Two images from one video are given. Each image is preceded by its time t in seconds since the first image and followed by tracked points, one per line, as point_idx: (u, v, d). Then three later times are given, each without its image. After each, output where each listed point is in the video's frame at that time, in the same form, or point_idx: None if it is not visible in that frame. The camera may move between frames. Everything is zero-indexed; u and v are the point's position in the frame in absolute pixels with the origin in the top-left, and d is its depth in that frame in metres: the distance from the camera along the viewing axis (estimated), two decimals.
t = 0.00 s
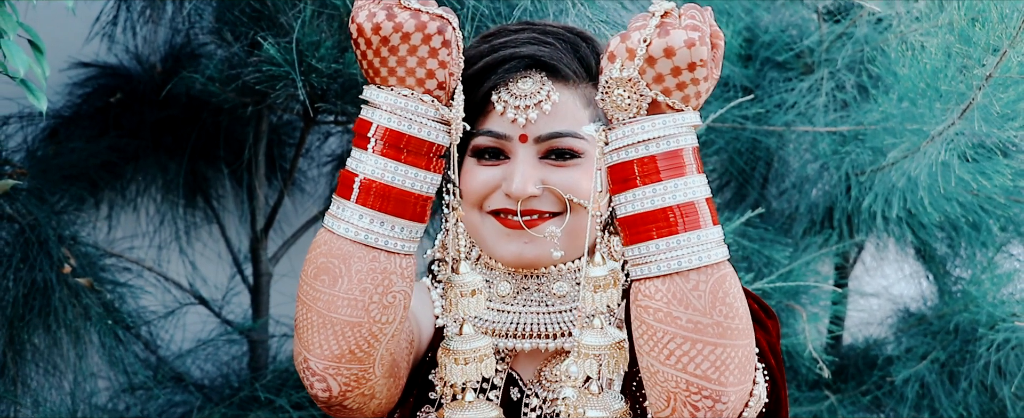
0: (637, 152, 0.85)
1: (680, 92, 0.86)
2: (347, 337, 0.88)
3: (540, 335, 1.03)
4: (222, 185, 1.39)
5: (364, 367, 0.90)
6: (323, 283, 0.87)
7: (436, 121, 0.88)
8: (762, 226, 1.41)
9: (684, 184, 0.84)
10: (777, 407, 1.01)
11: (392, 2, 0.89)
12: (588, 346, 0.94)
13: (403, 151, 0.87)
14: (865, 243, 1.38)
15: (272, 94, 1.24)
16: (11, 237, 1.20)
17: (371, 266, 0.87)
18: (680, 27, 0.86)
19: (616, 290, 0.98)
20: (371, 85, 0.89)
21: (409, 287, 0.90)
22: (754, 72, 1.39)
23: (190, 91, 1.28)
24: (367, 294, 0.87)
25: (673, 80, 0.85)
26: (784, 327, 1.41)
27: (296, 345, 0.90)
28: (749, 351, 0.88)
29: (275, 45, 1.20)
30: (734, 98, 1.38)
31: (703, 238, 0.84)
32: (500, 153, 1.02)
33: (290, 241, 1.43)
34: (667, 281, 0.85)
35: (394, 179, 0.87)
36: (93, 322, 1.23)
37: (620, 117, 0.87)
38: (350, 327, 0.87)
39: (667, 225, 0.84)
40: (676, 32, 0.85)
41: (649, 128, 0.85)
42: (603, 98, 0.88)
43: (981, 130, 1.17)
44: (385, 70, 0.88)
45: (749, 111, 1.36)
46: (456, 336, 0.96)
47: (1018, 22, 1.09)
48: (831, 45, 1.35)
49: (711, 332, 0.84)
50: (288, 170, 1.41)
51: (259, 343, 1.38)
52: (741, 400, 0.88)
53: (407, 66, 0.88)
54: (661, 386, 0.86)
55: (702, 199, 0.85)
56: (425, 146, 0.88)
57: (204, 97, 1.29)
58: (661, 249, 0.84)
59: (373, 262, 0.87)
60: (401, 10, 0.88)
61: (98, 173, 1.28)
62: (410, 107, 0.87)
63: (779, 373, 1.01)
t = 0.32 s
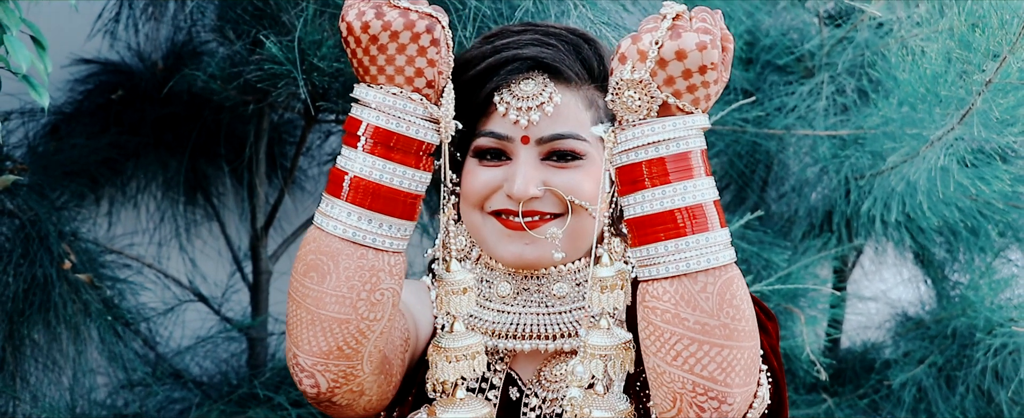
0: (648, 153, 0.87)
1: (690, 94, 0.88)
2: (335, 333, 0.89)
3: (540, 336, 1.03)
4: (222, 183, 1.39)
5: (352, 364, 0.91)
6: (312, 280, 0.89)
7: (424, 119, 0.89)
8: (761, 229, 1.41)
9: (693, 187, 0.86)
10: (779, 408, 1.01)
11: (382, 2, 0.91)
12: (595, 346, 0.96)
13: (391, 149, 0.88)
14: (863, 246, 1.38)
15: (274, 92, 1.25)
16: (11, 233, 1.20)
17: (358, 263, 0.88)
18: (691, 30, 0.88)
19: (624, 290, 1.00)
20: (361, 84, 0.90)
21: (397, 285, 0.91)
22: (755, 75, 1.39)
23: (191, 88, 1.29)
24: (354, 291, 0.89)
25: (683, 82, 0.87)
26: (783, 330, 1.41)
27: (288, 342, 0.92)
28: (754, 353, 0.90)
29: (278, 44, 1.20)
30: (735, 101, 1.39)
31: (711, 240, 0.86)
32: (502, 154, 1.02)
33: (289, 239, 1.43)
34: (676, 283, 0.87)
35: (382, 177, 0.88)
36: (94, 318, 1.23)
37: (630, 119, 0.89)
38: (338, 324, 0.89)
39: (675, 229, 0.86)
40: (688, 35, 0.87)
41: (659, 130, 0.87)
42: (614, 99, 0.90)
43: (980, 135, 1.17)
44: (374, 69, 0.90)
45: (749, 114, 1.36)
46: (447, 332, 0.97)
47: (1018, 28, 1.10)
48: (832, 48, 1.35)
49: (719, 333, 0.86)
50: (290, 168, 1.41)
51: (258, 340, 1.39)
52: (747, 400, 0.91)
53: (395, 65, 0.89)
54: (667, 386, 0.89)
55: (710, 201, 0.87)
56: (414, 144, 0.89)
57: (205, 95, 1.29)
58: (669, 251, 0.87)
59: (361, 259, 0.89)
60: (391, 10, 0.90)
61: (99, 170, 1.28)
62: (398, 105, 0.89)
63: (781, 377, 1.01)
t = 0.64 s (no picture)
0: (659, 153, 0.88)
1: (701, 96, 0.88)
2: (321, 327, 0.90)
3: (539, 336, 1.04)
4: (222, 179, 1.39)
5: (338, 358, 0.92)
6: (299, 274, 0.90)
7: (411, 114, 0.90)
8: (760, 230, 1.41)
9: (703, 188, 0.87)
10: (781, 409, 1.01)
11: None
12: (601, 345, 0.96)
13: (377, 144, 0.89)
14: (862, 249, 1.39)
15: (277, 88, 1.25)
16: (11, 227, 1.21)
17: (344, 257, 0.90)
18: (703, 31, 0.88)
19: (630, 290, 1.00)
20: (349, 79, 0.91)
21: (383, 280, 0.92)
22: (756, 77, 1.39)
23: (194, 84, 1.29)
24: (340, 286, 0.90)
25: (694, 84, 0.88)
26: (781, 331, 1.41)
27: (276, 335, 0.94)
28: (760, 355, 0.90)
29: (280, 41, 1.21)
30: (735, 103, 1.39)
31: (719, 241, 0.87)
32: (505, 153, 1.03)
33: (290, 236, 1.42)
34: (684, 283, 0.87)
35: (368, 172, 0.89)
36: (94, 312, 1.23)
37: (640, 119, 0.89)
38: (323, 318, 0.90)
39: (683, 229, 0.87)
40: (701, 37, 0.87)
41: (669, 131, 0.88)
42: (623, 99, 0.90)
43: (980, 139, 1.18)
44: (360, 64, 0.90)
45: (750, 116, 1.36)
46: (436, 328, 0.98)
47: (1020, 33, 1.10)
48: (833, 52, 1.35)
49: (725, 334, 0.87)
50: (291, 165, 1.41)
51: (257, 336, 1.39)
52: (752, 401, 0.91)
53: (382, 60, 0.90)
54: (673, 386, 0.89)
55: (719, 203, 0.88)
56: (399, 140, 0.90)
57: (208, 91, 1.29)
58: (679, 252, 0.87)
59: (346, 254, 0.90)
60: (377, 6, 0.91)
61: (101, 165, 1.28)
62: (384, 100, 0.90)
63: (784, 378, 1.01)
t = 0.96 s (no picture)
0: (667, 154, 0.88)
1: (709, 97, 0.89)
2: (305, 321, 0.91)
3: (538, 336, 1.03)
4: (222, 175, 1.39)
5: (322, 351, 0.93)
6: (283, 267, 0.91)
7: (395, 109, 0.90)
8: (759, 232, 1.41)
9: (710, 189, 0.87)
10: (782, 409, 1.01)
11: None
12: (606, 345, 0.95)
13: (360, 138, 0.89)
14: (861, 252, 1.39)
15: (278, 85, 1.26)
16: (12, 221, 1.21)
17: (327, 252, 0.90)
18: (713, 33, 0.88)
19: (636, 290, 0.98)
20: (334, 74, 0.91)
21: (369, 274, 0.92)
22: (757, 79, 1.39)
23: (195, 80, 1.29)
24: (323, 279, 0.90)
25: (704, 85, 0.88)
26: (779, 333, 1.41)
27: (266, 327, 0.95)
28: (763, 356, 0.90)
29: (282, 38, 1.22)
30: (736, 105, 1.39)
31: (724, 243, 0.87)
32: (506, 153, 1.03)
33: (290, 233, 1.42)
34: (690, 284, 0.88)
35: (351, 167, 0.89)
36: (94, 307, 1.24)
37: (649, 119, 0.90)
38: (308, 311, 0.90)
39: (688, 230, 0.87)
40: (711, 38, 0.87)
41: (678, 132, 0.88)
42: (632, 99, 0.90)
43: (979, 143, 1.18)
44: (345, 59, 0.90)
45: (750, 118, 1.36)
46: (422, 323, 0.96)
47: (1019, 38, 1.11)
48: (834, 54, 1.35)
49: (730, 335, 0.87)
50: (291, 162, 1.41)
51: (256, 333, 1.39)
52: (754, 401, 0.91)
53: (365, 55, 0.90)
54: (677, 386, 0.89)
55: (726, 204, 0.88)
56: (382, 134, 0.89)
57: (209, 87, 1.29)
58: (686, 252, 0.87)
59: (330, 248, 0.90)
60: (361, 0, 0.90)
61: (102, 160, 1.28)
62: (368, 95, 0.89)
63: (785, 379, 1.02)
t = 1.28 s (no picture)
0: (672, 153, 0.88)
1: (715, 97, 0.89)
2: (289, 312, 0.91)
3: (535, 335, 1.03)
4: (222, 172, 1.39)
5: (307, 343, 0.93)
6: (267, 258, 0.91)
7: (377, 101, 0.90)
8: (756, 234, 1.41)
9: (715, 189, 0.87)
10: (780, 409, 1.01)
11: None
12: (609, 343, 0.94)
13: (342, 130, 0.89)
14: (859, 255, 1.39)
15: (279, 82, 1.28)
16: (11, 215, 1.21)
17: (310, 243, 0.90)
18: (720, 34, 0.89)
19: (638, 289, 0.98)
20: (317, 67, 0.91)
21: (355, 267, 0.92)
22: (756, 81, 1.39)
23: (195, 76, 1.29)
24: (306, 270, 0.90)
25: (710, 85, 0.88)
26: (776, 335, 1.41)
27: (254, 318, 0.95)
28: (764, 355, 0.91)
29: (283, 35, 1.24)
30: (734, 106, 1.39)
31: (727, 242, 0.88)
32: (506, 152, 1.03)
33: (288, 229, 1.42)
34: (694, 283, 0.88)
35: (333, 158, 0.89)
36: (93, 302, 1.25)
37: (654, 119, 0.90)
38: (292, 302, 0.91)
39: (690, 229, 0.87)
40: (718, 39, 0.88)
41: (683, 131, 0.88)
42: (638, 99, 0.90)
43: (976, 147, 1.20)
44: (328, 51, 0.90)
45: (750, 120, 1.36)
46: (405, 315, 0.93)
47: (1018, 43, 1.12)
48: (833, 57, 1.35)
49: (732, 334, 0.87)
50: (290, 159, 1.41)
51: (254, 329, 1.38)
52: (754, 400, 0.91)
53: (348, 47, 0.90)
54: (679, 385, 0.90)
55: (729, 204, 0.88)
56: (364, 126, 0.89)
57: (210, 83, 1.30)
58: (689, 251, 0.88)
59: (312, 239, 0.90)
60: None
61: (102, 155, 1.28)
62: (349, 87, 0.89)
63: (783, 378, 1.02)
